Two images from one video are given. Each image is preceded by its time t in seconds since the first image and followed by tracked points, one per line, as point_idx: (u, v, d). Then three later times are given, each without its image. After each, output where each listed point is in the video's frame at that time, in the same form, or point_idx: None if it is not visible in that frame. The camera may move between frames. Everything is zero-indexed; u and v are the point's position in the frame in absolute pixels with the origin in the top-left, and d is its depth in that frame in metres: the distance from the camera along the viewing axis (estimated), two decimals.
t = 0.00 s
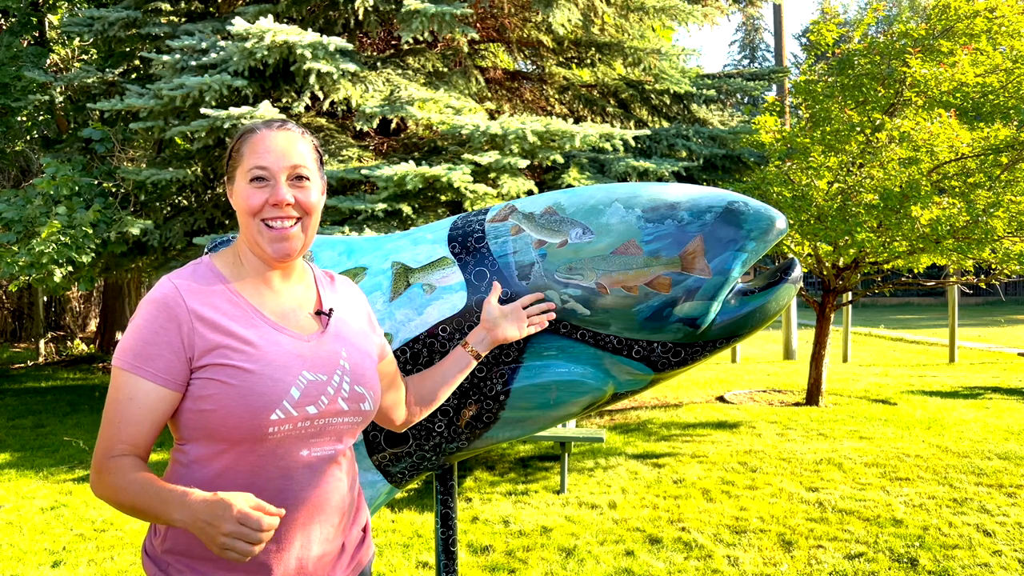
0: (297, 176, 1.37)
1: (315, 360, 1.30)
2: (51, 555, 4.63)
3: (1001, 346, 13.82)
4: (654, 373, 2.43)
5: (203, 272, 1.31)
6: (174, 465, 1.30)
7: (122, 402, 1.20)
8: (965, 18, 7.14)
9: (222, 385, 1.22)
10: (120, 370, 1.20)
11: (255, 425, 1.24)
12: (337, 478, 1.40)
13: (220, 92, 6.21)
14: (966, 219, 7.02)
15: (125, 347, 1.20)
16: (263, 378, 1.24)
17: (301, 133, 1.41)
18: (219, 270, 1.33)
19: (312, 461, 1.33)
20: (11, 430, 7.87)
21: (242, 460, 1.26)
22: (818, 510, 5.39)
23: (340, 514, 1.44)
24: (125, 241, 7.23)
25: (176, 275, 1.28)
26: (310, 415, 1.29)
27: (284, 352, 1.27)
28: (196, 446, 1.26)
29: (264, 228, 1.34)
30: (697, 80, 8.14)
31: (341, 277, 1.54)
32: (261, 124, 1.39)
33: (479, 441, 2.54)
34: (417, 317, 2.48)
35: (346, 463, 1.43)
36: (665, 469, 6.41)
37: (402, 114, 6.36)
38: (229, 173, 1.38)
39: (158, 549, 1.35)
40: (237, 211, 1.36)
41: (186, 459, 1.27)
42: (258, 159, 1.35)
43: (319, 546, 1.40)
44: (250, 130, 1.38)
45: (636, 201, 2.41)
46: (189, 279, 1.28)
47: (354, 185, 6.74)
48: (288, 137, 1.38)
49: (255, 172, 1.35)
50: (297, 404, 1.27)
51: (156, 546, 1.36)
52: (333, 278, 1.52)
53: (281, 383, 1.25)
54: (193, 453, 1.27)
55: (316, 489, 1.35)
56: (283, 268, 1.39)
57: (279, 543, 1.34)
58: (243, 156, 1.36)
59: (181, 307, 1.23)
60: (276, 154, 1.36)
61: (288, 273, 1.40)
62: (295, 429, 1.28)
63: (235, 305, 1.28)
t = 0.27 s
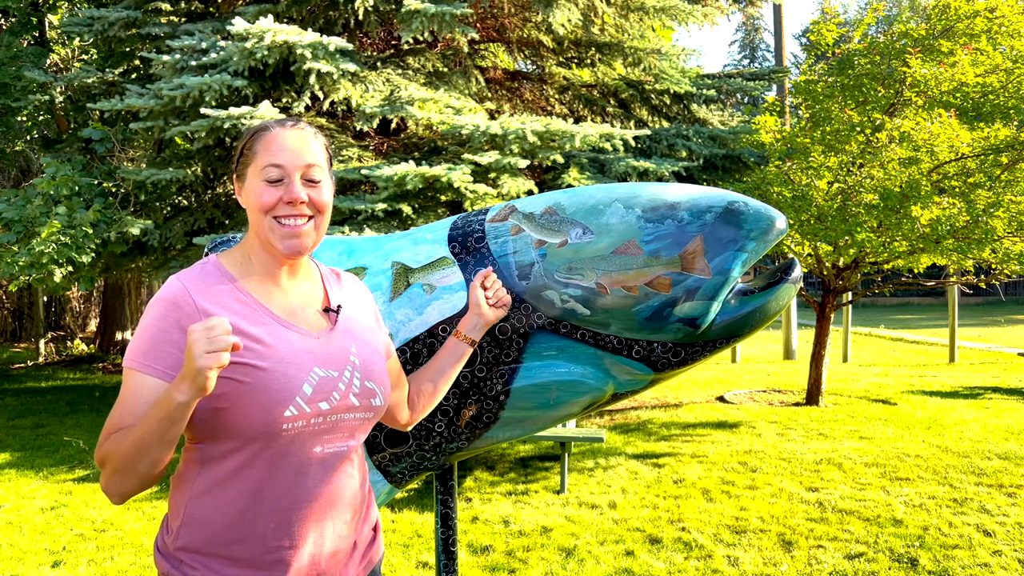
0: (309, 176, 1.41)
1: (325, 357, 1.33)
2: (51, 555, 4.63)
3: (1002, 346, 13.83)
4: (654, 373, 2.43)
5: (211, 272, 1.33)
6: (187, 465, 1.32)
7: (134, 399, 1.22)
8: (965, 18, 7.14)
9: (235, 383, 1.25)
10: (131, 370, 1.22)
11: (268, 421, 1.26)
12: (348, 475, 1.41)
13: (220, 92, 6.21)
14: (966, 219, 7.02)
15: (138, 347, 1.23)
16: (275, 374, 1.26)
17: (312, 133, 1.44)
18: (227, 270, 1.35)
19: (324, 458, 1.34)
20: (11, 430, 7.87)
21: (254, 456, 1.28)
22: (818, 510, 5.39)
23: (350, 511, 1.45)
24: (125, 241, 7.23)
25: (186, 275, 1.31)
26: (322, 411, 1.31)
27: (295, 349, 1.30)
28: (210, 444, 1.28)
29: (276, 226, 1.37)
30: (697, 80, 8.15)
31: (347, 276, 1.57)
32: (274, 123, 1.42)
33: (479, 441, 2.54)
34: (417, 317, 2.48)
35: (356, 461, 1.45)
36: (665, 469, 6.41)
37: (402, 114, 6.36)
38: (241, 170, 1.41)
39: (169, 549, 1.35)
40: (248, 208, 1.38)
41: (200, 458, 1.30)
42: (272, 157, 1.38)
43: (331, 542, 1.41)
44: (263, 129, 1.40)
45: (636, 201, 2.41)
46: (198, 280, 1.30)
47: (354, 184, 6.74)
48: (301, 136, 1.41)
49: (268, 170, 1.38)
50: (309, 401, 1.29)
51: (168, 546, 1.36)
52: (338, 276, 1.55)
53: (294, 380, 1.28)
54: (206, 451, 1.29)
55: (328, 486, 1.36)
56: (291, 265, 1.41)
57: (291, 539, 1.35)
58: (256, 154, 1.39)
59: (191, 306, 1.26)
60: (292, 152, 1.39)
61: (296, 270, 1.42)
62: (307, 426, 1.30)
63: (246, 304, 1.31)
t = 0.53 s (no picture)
0: (316, 176, 1.41)
1: (332, 354, 1.33)
2: (51, 555, 4.63)
3: (1002, 346, 13.83)
4: (654, 373, 2.43)
5: (216, 272, 1.34)
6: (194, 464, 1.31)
7: (143, 399, 1.22)
8: (965, 18, 7.14)
9: (243, 380, 1.25)
10: (141, 371, 1.22)
11: (276, 418, 1.26)
12: (355, 472, 1.41)
13: (220, 92, 6.20)
14: (966, 219, 7.02)
15: (147, 346, 1.22)
16: (283, 371, 1.27)
17: (318, 134, 1.45)
18: (232, 270, 1.36)
19: (332, 455, 1.34)
20: (11, 430, 7.86)
21: (263, 453, 1.28)
22: (818, 510, 5.39)
23: (357, 509, 1.45)
24: (125, 241, 7.23)
25: (193, 275, 1.31)
26: (330, 408, 1.31)
27: (303, 346, 1.30)
28: (217, 443, 1.28)
29: (282, 225, 1.38)
30: (697, 80, 8.15)
31: (351, 276, 1.58)
32: (281, 123, 1.43)
33: (479, 441, 2.55)
34: (417, 317, 2.49)
35: (363, 459, 1.45)
36: (665, 469, 6.41)
37: (402, 114, 6.36)
38: (248, 169, 1.42)
39: (176, 549, 1.35)
40: (254, 208, 1.39)
41: (207, 456, 1.29)
42: (279, 157, 1.39)
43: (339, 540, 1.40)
44: (270, 129, 1.41)
45: (636, 200, 2.41)
46: (204, 280, 1.31)
47: (354, 184, 6.74)
48: (308, 137, 1.42)
49: (275, 169, 1.39)
50: (317, 397, 1.29)
51: (174, 544, 1.35)
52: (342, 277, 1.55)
53: (302, 376, 1.28)
54: (214, 450, 1.28)
55: (336, 482, 1.36)
56: (294, 265, 1.42)
57: (300, 537, 1.34)
58: (263, 154, 1.40)
59: (198, 306, 1.26)
60: (299, 154, 1.40)
61: (299, 271, 1.43)
62: (315, 422, 1.30)
63: (253, 303, 1.31)
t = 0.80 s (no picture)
0: (319, 173, 1.42)
1: (337, 352, 1.33)
2: (51, 555, 4.63)
3: (1002, 346, 13.83)
4: (654, 373, 2.44)
5: (223, 271, 1.34)
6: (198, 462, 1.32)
7: (148, 397, 1.22)
8: (965, 18, 7.14)
9: (248, 377, 1.25)
10: (146, 367, 1.22)
11: (280, 416, 1.26)
12: (361, 471, 1.41)
13: (220, 92, 6.20)
14: (966, 219, 7.02)
15: (152, 344, 1.23)
16: (287, 369, 1.27)
17: (319, 131, 1.45)
18: (239, 269, 1.36)
19: (337, 454, 1.34)
20: (11, 430, 7.87)
21: (268, 451, 1.28)
22: (818, 510, 5.39)
23: (363, 509, 1.44)
24: (125, 241, 7.23)
25: (198, 274, 1.31)
26: (335, 406, 1.31)
27: (308, 344, 1.30)
28: (222, 441, 1.28)
29: (289, 224, 1.39)
30: (697, 80, 8.15)
31: (359, 276, 1.58)
32: (281, 121, 1.43)
33: (479, 441, 2.55)
34: (417, 317, 2.49)
35: (369, 459, 1.45)
36: (665, 469, 6.41)
37: (402, 114, 6.36)
38: (250, 169, 1.42)
39: (181, 546, 1.35)
40: (260, 207, 1.40)
41: (211, 454, 1.29)
42: (281, 157, 1.40)
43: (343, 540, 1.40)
44: (270, 127, 1.41)
45: (636, 200, 2.41)
46: (210, 278, 1.31)
47: (354, 184, 6.74)
48: (308, 133, 1.43)
49: (278, 169, 1.39)
50: (321, 395, 1.29)
51: (178, 543, 1.36)
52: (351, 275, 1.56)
53: (306, 374, 1.28)
54: (219, 448, 1.29)
55: (341, 482, 1.36)
56: (303, 263, 1.43)
57: (304, 536, 1.34)
58: (265, 153, 1.40)
59: (203, 303, 1.27)
60: (302, 151, 1.40)
61: (307, 268, 1.44)
62: (320, 420, 1.30)
63: (259, 301, 1.32)
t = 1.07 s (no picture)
0: (315, 169, 1.42)
1: (344, 350, 1.33)
2: (51, 555, 4.63)
3: (1002, 346, 13.83)
4: (654, 373, 2.43)
5: (234, 269, 1.35)
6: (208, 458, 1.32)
7: (158, 395, 1.23)
8: (965, 18, 7.14)
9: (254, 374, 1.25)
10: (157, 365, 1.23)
11: (285, 412, 1.26)
12: (369, 471, 1.40)
13: (220, 92, 6.20)
14: (967, 219, 7.02)
15: (162, 341, 1.24)
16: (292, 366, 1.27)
17: (312, 128, 1.45)
18: (250, 267, 1.37)
19: (343, 452, 1.34)
20: (11, 430, 7.86)
21: (274, 448, 1.28)
22: (818, 510, 5.39)
23: (372, 509, 1.43)
24: (125, 241, 7.23)
25: (210, 272, 1.32)
26: (340, 404, 1.31)
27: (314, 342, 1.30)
28: (231, 438, 1.29)
29: (291, 223, 1.39)
30: (697, 80, 8.15)
31: (373, 277, 1.57)
32: (275, 124, 1.44)
33: (479, 441, 2.56)
34: (416, 317, 2.49)
35: (378, 457, 1.44)
36: (665, 469, 6.41)
37: (402, 114, 6.36)
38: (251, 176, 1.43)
39: (190, 540, 1.36)
40: (263, 211, 1.40)
41: (220, 450, 1.30)
42: (276, 158, 1.40)
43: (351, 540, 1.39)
44: (265, 132, 1.43)
45: (636, 200, 2.41)
46: (220, 276, 1.32)
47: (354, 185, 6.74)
48: (301, 132, 1.43)
49: (275, 171, 1.40)
50: (327, 392, 1.29)
51: (188, 536, 1.37)
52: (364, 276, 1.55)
53: (312, 372, 1.28)
54: (227, 445, 1.29)
55: (348, 480, 1.36)
56: (312, 263, 1.43)
57: (310, 534, 1.34)
58: (262, 158, 1.41)
59: (213, 301, 1.27)
60: (295, 151, 1.41)
61: (316, 267, 1.43)
62: (326, 418, 1.30)
63: (268, 298, 1.32)
